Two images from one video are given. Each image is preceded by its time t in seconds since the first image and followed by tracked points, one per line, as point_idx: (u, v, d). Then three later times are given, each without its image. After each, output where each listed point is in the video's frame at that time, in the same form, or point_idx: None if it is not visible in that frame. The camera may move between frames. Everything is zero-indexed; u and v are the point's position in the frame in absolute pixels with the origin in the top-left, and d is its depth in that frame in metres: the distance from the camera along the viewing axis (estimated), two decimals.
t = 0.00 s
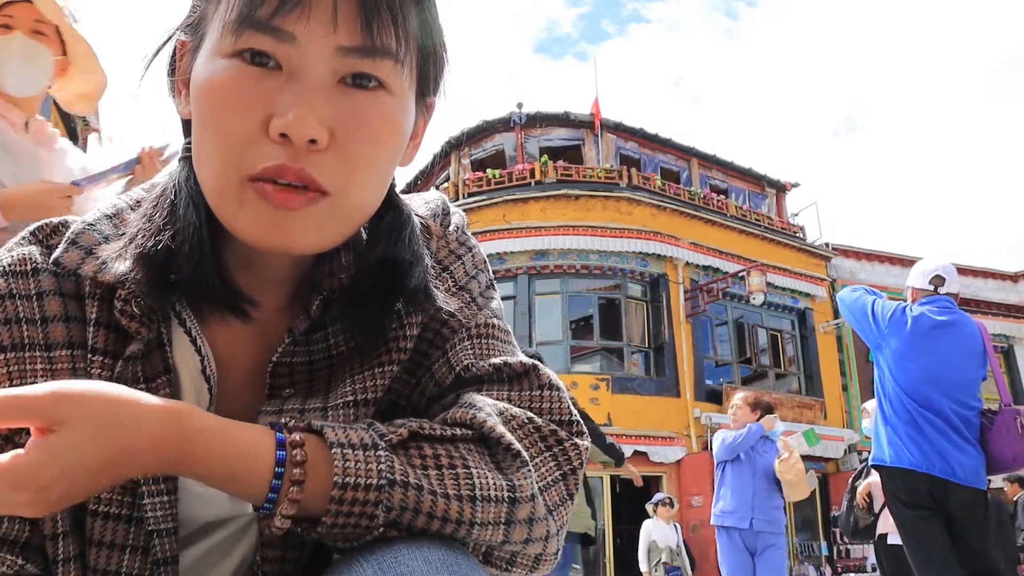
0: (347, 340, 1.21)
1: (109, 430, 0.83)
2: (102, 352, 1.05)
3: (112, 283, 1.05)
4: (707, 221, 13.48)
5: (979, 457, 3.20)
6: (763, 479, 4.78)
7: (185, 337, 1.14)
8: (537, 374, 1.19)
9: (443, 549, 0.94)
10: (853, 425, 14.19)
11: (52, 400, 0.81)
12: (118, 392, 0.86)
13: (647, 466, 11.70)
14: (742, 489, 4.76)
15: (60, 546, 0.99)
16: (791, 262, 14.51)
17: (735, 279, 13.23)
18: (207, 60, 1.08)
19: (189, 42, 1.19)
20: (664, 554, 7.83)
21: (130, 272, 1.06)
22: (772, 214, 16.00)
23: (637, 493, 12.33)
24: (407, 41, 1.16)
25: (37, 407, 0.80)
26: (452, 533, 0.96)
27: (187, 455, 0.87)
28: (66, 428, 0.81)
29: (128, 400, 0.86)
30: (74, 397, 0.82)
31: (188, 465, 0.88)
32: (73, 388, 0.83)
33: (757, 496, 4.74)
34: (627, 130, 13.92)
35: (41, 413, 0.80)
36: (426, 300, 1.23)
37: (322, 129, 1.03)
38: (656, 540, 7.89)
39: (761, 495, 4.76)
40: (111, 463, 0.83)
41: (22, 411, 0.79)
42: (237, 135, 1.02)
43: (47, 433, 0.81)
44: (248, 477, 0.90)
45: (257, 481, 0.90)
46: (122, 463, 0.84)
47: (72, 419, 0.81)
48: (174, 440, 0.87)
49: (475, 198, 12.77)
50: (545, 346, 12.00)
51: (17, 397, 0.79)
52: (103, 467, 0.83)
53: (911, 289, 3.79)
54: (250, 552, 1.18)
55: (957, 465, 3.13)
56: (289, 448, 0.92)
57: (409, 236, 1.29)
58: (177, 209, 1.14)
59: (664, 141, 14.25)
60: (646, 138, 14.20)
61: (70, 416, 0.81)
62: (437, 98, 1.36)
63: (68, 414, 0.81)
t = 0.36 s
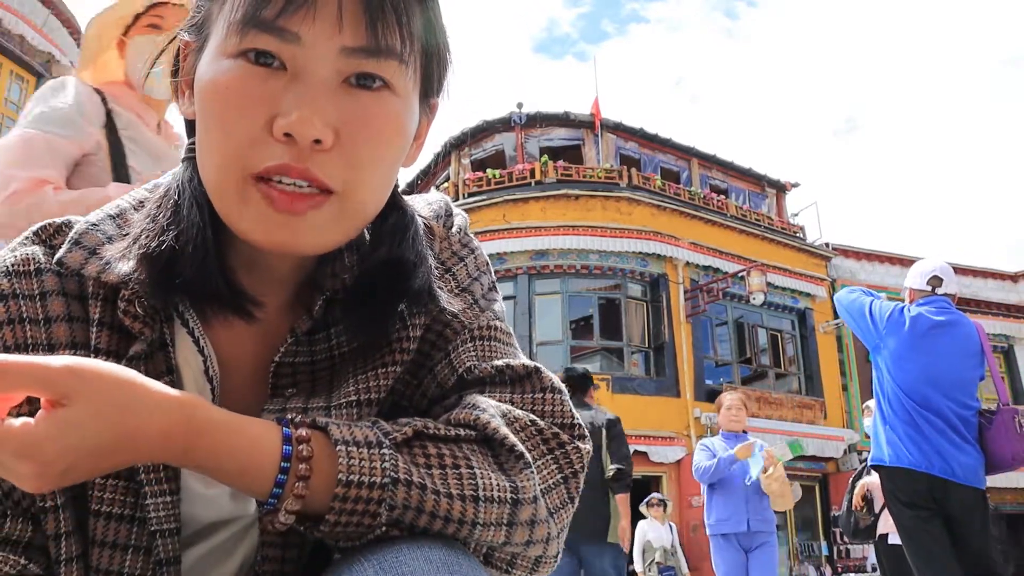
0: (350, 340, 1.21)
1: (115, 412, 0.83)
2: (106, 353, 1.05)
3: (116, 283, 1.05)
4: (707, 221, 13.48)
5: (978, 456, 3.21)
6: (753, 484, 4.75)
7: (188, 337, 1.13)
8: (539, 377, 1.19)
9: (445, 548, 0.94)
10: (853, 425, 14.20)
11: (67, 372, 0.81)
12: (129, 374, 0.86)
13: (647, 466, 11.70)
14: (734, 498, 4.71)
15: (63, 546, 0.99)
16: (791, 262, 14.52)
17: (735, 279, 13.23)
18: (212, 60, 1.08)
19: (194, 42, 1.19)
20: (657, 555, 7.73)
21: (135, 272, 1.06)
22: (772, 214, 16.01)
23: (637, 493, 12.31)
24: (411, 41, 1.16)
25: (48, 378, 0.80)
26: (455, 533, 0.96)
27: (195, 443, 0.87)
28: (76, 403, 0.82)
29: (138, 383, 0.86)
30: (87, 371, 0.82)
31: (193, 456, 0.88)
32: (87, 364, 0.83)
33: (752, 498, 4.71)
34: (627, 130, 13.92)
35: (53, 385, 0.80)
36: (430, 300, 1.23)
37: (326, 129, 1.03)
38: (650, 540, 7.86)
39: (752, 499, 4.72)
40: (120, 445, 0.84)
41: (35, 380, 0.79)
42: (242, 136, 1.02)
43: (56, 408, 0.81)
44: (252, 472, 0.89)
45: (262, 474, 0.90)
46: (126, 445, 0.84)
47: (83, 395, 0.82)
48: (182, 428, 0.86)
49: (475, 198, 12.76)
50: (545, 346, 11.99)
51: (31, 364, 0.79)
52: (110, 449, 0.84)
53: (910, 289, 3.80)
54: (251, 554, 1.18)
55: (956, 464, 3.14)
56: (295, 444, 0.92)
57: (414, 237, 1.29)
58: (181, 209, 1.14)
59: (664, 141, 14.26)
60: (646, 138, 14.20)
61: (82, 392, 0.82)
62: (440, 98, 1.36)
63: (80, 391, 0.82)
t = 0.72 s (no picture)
0: (352, 340, 1.21)
1: (130, 406, 0.83)
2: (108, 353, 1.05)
3: (118, 285, 1.05)
4: (707, 221, 13.48)
5: (976, 457, 3.22)
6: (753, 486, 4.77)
7: (190, 338, 1.14)
8: (542, 377, 1.19)
9: (446, 549, 0.94)
10: (853, 425, 14.21)
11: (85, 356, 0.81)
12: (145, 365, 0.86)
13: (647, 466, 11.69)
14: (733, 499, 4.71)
15: (66, 547, 0.99)
16: (791, 262, 14.52)
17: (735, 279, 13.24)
18: (212, 62, 1.08)
19: (195, 44, 1.19)
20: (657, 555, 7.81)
21: (136, 274, 1.06)
22: (772, 214, 16.01)
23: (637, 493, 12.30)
24: (411, 40, 1.16)
25: (67, 359, 0.78)
26: (456, 534, 0.96)
27: (202, 440, 0.87)
28: (96, 392, 0.81)
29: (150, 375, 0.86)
30: (105, 358, 0.82)
31: (198, 452, 0.88)
32: (107, 349, 0.83)
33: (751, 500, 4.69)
34: (627, 130, 13.93)
35: (75, 374, 0.80)
36: (432, 301, 1.23)
37: (327, 130, 1.03)
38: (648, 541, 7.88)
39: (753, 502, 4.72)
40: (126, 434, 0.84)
41: (54, 362, 0.78)
42: (244, 136, 1.02)
43: (72, 394, 0.81)
44: (256, 469, 0.90)
45: (264, 472, 0.90)
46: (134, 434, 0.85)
47: (99, 384, 0.81)
48: (189, 425, 0.87)
49: (475, 198, 12.77)
50: (545, 346, 11.99)
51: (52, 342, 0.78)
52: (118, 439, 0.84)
53: (911, 290, 3.80)
54: (252, 555, 1.17)
55: (955, 465, 3.14)
56: (295, 446, 0.92)
57: (416, 238, 1.28)
58: (183, 210, 1.14)
59: (664, 141, 14.26)
60: (646, 138, 14.21)
61: (99, 380, 0.81)
62: (441, 98, 1.36)
63: (96, 379, 0.81)
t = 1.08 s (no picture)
0: (352, 340, 1.22)
1: (134, 450, 0.83)
2: (109, 354, 1.05)
3: (119, 285, 1.05)
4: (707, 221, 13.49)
5: (977, 457, 3.23)
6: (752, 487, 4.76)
7: (190, 338, 1.14)
8: (540, 374, 1.19)
9: (445, 549, 0.94)
10: (853, 425, 14.24)
11: (81, 425, 0.78)
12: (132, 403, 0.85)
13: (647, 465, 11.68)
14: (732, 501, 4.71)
15: (67, 547, 0.99)
16: (791, 263, 14.53)
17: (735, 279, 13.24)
18: (213, 62, 1.08)
19: (196, 44, 1.19)
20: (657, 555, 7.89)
21: (137, 274, 1.06)
22: (772, 214, 16.02)
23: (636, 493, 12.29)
24: (412, 41, 1.16)
25: (75, 439, 0.77)
26: (454, 533, 0.96)
27: (199, 458, 0.88)
28: (100, 450, 0.80)
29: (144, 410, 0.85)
30: (102, 421, 0.80)
31: (197, 471, 0.89)
32: (94, 408, 0.80)
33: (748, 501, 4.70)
34: (627, 130, 13.94)
35: (79, 444, 0.78)
36: (431, 301, 1.23)
37: (328, 129, 1.03)
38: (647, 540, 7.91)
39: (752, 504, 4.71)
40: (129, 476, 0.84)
41: (65, 446, 0.76)
42: (245, 135, 1.02)
43: (76, 460, 0.79)
44: (254, 475, 0.90)
45: (260, 476, 0.90)
46: (138, 476, 0.84)
47: (103, 443, 0.80)
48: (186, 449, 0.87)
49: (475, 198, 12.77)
50: (545, 346, 11.99)
51: (51, 434, 0.75)
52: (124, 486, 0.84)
53: (911, 290, 3.81)
54: (254, 554, 1.17)
55: (956, 466, 3.15)
56: (290, 449, 0.92)
57: (415, 237, 1.29)
58: (183, 211, 1.14)
59: (663, 140, 14.27)
60: (646, 138, 14.21)
61: (102, 439, 0.80)
62: (441, 98, 1.36)
63: (100, 441, 0.80)
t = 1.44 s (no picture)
0: (350, 340, 1.21)
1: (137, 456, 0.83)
2: (107, 355, 1.05)
3: (117, 287, 1.05)
4: (707, 221, 13.49)
5: (977, 456, 3.23)
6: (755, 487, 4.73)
7: (189, 339, 1.14)
8: (539, 372, 1.19)
9: (444, 548, 0.94)
10: (854, 425, 14.24)
11: (75, 441, 0.78)
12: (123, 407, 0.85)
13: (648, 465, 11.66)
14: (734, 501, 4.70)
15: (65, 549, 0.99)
16: (791, 262, 14.53)
17: (735, 279, 13.25)
18: (213, 62, 1.08)
19: (195, 44, 1.19)
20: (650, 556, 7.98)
21: (136, 275, 1.06)
22: (772, 214, 16.02)
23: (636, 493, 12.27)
24: (413, 42, 1.16)
25: (72, 454, 0.77)
26: (453, 532, 0.96)
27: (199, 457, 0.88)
28: (102, 461, 0.81)
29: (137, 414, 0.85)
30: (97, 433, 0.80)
31: (197, 471, 0.89)
32: (88, 421, 0.80)
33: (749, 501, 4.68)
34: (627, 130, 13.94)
35: (79, 456, 0.79)
36: (429, 301, 1.23)
37: (328, 130, 1.03)
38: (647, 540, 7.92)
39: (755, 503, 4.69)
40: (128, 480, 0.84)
41: (63, 463, 0.76)
42: (244, 136, 1.02)
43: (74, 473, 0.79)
44: (251, 476, 0.90)
45: (260, 475, 0.90)
46: (137, 483, 0.84)
47: (103, 452, 0.81)
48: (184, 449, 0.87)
49: (475, 198, 12.78)
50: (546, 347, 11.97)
51: (46, 455, 0.75)
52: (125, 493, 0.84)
53: (910, 290, 3.81)
54: (253, 553, 1.18)
55: (956, 465, 3.15)
56: (287, 450, 0.92)
57: (414, 236, 1.29)
58: (183, 212, 1.14)
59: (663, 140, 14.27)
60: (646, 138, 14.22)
61: (100, 450, 0.81)
62: (441, 98, 1.36)
63: (96, 450, 0.80)
